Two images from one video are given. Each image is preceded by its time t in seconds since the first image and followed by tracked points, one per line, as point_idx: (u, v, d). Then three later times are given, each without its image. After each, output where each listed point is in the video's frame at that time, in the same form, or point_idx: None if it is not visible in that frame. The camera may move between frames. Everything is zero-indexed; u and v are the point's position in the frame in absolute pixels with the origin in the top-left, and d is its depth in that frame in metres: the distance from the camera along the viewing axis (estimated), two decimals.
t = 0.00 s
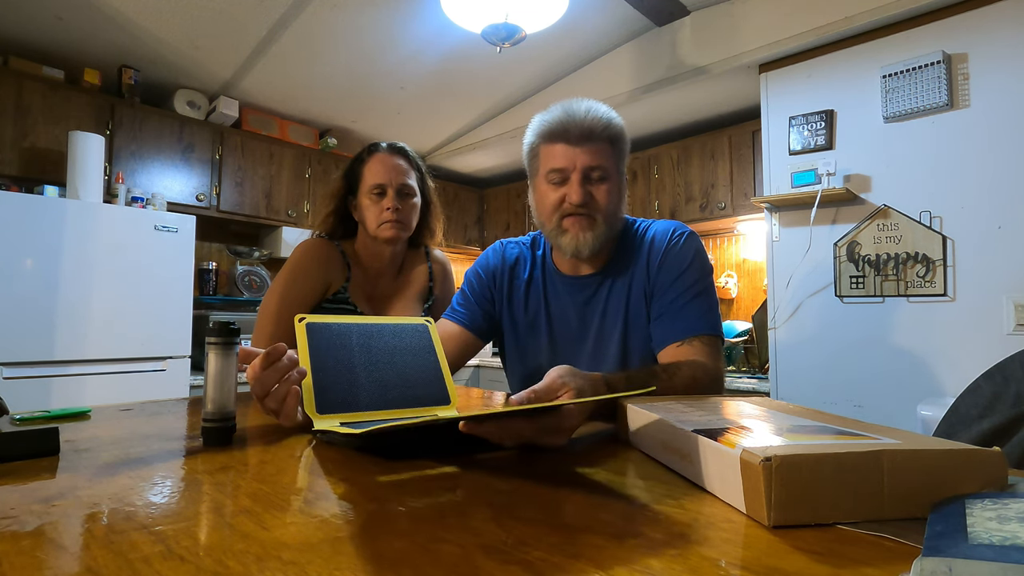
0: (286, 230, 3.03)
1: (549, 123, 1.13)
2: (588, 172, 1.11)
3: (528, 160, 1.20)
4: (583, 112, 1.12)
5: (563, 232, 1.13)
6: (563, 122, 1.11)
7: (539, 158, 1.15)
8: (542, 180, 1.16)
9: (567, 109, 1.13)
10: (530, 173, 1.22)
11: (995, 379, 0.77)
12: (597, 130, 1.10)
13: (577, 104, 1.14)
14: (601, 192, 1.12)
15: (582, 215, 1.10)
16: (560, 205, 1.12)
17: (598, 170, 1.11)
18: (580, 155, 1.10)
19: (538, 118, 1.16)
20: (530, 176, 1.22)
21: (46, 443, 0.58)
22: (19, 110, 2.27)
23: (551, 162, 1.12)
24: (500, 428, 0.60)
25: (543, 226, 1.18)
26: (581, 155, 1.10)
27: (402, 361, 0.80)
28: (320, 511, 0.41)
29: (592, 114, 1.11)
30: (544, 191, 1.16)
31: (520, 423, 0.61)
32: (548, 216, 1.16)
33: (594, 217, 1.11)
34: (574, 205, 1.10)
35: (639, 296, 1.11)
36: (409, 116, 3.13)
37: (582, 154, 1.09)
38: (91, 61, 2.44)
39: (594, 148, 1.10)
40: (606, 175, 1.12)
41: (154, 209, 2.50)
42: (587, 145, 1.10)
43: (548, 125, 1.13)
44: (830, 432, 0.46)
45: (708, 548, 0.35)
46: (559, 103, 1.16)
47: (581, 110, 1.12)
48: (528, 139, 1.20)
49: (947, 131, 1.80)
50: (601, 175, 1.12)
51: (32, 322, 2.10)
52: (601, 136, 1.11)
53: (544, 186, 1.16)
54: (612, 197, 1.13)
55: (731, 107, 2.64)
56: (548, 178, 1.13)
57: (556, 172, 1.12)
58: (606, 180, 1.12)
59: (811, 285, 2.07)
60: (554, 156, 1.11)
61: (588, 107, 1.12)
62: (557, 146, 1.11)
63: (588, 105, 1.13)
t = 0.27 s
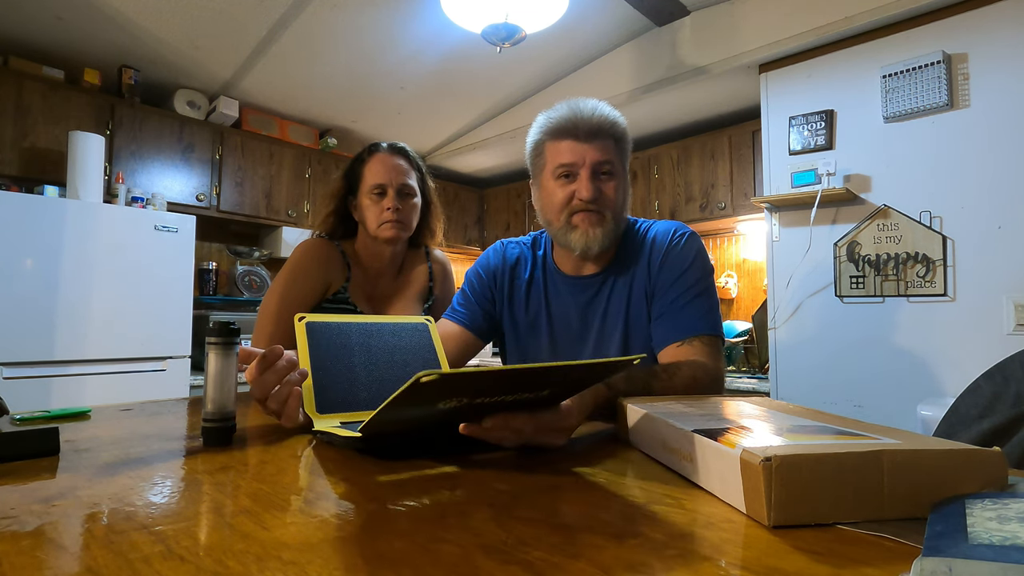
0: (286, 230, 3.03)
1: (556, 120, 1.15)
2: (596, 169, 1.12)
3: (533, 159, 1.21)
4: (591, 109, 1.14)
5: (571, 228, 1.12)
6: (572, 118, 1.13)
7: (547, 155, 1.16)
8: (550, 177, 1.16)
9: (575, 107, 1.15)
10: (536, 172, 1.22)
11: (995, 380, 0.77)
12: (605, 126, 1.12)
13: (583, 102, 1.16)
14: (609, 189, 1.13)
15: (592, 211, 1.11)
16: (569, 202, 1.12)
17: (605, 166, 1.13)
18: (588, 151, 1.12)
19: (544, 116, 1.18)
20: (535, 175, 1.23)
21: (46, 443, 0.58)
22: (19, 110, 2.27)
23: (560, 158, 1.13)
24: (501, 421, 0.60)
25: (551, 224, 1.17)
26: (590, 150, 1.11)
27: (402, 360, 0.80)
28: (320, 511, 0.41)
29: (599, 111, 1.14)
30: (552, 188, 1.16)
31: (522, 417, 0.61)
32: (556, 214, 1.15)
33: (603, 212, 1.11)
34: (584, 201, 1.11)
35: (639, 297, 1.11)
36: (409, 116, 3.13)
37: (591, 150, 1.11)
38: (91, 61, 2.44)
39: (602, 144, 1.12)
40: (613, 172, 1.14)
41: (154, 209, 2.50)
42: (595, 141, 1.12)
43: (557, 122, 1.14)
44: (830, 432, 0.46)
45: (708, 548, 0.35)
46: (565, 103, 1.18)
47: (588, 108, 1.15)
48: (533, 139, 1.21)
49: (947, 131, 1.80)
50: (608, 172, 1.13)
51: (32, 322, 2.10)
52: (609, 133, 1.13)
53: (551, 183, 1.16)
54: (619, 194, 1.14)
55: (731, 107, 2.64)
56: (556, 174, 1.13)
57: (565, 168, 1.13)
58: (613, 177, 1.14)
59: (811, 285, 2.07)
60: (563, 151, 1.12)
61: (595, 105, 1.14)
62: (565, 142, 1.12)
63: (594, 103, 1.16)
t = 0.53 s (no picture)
0: (286, 230, 3.03)
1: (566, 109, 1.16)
2: (604, 158, 1.13)
3: (538, 149, 1.21)
4: (599, 101, 1.16)
5: (580, 216, 1.11)
6: (581, 108, 1.15)
7: (555, 143, 1.16)
8: (556, 166, 1.16)
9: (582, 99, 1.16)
10: (541, 163, 1.22)
11: (995, 380, 0.77)
12: (612, 118, 1.14)
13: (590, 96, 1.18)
14: (615, 179, 1.14)
15: (601, 199, 1.11)
16: (577, 189, 1.12)
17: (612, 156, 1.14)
18: (597, 140, 1.12)
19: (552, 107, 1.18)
20: (539, 165, 1.22)
21: (46, 443, 0.58)
22: (19, 110, 2.27)
23: (569, 145, 1.13)
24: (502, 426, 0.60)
25: (556, 214, 1.16)
26: (599, 139, 1.12)
27: (403, 359, 0.80)
28: (320, 511, 0.41)
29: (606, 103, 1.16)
30: (558, 176, 1.15)
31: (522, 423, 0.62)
32: (563, 202, 1.14)
33: (611, 202, 1.12)
34: (593, 188, 1.11)
35: (639, 296, 1.11)
36: (409, 116, 3.13)
37: (600, 139, 1.12)
38: (91, 61, 2.44)
39: (610, 135, 1.13)
40: (619, 163, 1.15)
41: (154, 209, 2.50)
42: (603, 130, 1.13)
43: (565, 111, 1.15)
44: (830, 432, 0.46)
45: (708, 548, 0.35)
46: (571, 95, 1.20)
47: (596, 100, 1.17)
48: (538, 130, 1.22)
49: (947, 131, 1.80)
50: (614, 162, 1.14)
51: (32, 322, 2.10)
52: (615, 125, 1.15)
53: (559, 171, 1.15)
54: (624, 186, 1.16)
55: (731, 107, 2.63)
56: (564, 161, 1.13)
57: (574, 156, 1.13)
58: (619, 169, 1.15)
59: (811, 285, 2.07)
60: (573, 138, 1.13)
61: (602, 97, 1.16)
62: (574, 131, 1.13)
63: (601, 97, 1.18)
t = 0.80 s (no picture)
0: (286, 230, 3.03)
1: (559, 113, 1.15)
2: (599, 162, 1.13)
3: (533, 154, 1.21)
4: (592, 104, 1.16)
5: (576, 221, 1.12)
6: (574, 112, 1.14)
7: (550, 148, 1.16)
8: (552, 170, 1.16)
9: (575, 101, 1.16)
10: (536, 166, 1.22)
11: (995, 380, 0.77)
12: (606, 121, 1.14)
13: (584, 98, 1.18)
14: (610, 182, 1.14)
15: (597, 203, 1.11)
16: (573, 195, 1.12)
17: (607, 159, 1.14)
18: (592, 144, 1.12)
19: (545, 110, 1.18)
20: (535, 169, 1.22)
21: (46, 443, 0.58)
22: (19, 110, 2.27)
23: (563, 150, 1.13)
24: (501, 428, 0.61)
25: (553, 219, 1.16)
26: (594, 143, 1.12)
27: (404, 358, 0.80)
28: (320, 511, 0.41)
29: (600, 106, 1.15)
30: (554, 182, 1.15)
31: (521, 423, 0.62)
32: (559, 208, 1.14)
33: (607, 206, 1.12)
34: (588, 193, 1.11)
35: (636, 296, 1.11)
36: (409, 116, 3.13)
37: (595, 143, 1.12)
38: (91, 61, 2.44)
39: (604, 138, 1.13)
40: (614, 166, 1.15)
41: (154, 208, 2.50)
42: (598, 134, 1.13)
43: (559, 115, 1.15)
44: (830, 432, 0.46)
45: (708, 548, 0.35)
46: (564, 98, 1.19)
47: (589, 103, 1.16)
48: (532, 134, 1.21)
49: (946, 131, 1.80)
50: (610, 165, 1.14)
51: (31, 322, 2.10)
52: (610, 128, 1.15)
53: (554, 176, 1.16)
54: (620, 188, 1.16)
55: (731, 107, 2.63)
56: (560, 166, 1.13)
57: (569, 161, 1.12)
58: (614, 172, 1.15)
59: (811, 285, 2.07)
60: (568, 143, 1.12)
61: (596, 99, 1.16)
62: (569, 135, 1.13)
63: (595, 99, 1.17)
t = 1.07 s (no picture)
0: (286, 230, 3.03)
1: (560, 112, 1.16)
2: (600, 159, 1.13)
3: (532, 152, 1.21)
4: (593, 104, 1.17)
5: (577, 217, 1.11)
6: (576, 110, 1.15)
7: (550, 146, 1.16)
8: (553, 167, 1.16)
9: (577, 101, 1.17)
10: (536, 165, 1.22)
11: (995, 379, 0.77)
12: (608, 120, 1.15)
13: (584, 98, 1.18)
14: (612, 180, 1.15)
15: (599, 199, 1.11)
16: (575, 190, 1.12)
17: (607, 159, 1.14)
18: (594, 141, 1.13)
19: (546, 109, 1.18)
20: (535, 167, 1.22)
21: (46, 443, 0.58)
22: (19, 110, 2.27)
23: (565, 146, 1.13)
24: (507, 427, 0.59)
25: (553, 215, 1.16)
26: (596, 141, 1.13)
27: (404, 359, 0.80)
28: (319, 511, 0.41)
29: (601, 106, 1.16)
30: (555, 178, 1.15)
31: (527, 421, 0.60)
32: (560, 204, 1.14)
33: (608, 202, 1.12)
34: (590, 189, 1.11)
35: (634, 296, 1.11)
36: (409, 116, 3.13)
37: (597, 140, 1.13)
38: (91, 61, 2.44)
39: (606, 136, 1.13)
40: (615, 164, 1.15)
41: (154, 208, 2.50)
42: (599, 133, 1.13)
43: (560, 113, 1.16)
44: (830, 432, 0.46)
45: (708, 548, 0.35)
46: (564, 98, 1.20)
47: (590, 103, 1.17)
48: (532, 132, 1.22)
49: (946, 131, 1.80)
50: (611, 163, 1.15)
51: (31, 322, 2.10)
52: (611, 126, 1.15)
53: (555, 174, 1.15)
54: (620, 186, 1.16)
55: (731, 107, 2.63)
56: (561, 163, 1.13)
57: (570, 157, 1.13)
58: (615, 170, 1.15)
59: (811, 285, 2.07)
60: (570, 140, 1.13)
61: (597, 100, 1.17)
62: (570, 132, 1.13)
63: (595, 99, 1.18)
